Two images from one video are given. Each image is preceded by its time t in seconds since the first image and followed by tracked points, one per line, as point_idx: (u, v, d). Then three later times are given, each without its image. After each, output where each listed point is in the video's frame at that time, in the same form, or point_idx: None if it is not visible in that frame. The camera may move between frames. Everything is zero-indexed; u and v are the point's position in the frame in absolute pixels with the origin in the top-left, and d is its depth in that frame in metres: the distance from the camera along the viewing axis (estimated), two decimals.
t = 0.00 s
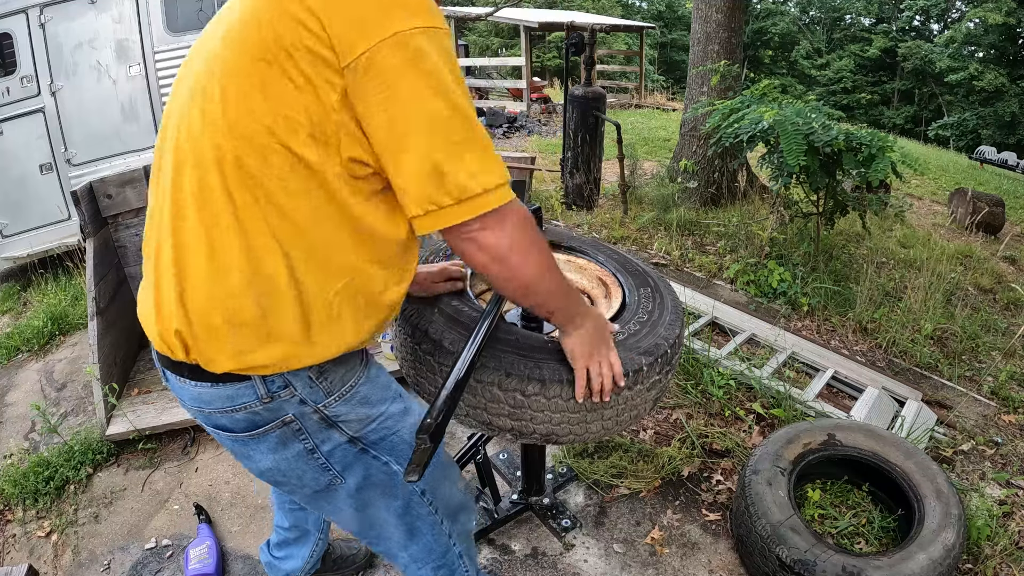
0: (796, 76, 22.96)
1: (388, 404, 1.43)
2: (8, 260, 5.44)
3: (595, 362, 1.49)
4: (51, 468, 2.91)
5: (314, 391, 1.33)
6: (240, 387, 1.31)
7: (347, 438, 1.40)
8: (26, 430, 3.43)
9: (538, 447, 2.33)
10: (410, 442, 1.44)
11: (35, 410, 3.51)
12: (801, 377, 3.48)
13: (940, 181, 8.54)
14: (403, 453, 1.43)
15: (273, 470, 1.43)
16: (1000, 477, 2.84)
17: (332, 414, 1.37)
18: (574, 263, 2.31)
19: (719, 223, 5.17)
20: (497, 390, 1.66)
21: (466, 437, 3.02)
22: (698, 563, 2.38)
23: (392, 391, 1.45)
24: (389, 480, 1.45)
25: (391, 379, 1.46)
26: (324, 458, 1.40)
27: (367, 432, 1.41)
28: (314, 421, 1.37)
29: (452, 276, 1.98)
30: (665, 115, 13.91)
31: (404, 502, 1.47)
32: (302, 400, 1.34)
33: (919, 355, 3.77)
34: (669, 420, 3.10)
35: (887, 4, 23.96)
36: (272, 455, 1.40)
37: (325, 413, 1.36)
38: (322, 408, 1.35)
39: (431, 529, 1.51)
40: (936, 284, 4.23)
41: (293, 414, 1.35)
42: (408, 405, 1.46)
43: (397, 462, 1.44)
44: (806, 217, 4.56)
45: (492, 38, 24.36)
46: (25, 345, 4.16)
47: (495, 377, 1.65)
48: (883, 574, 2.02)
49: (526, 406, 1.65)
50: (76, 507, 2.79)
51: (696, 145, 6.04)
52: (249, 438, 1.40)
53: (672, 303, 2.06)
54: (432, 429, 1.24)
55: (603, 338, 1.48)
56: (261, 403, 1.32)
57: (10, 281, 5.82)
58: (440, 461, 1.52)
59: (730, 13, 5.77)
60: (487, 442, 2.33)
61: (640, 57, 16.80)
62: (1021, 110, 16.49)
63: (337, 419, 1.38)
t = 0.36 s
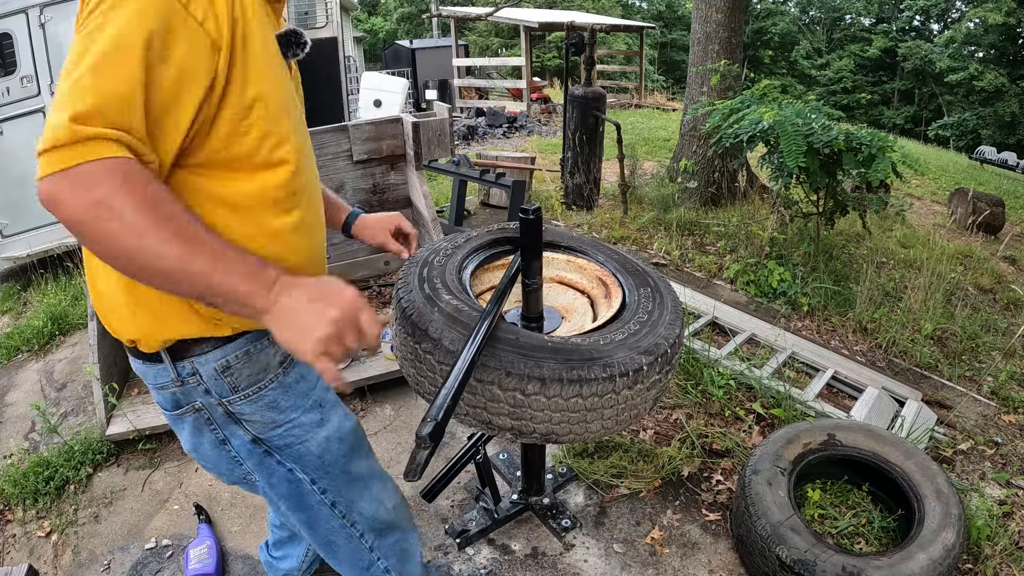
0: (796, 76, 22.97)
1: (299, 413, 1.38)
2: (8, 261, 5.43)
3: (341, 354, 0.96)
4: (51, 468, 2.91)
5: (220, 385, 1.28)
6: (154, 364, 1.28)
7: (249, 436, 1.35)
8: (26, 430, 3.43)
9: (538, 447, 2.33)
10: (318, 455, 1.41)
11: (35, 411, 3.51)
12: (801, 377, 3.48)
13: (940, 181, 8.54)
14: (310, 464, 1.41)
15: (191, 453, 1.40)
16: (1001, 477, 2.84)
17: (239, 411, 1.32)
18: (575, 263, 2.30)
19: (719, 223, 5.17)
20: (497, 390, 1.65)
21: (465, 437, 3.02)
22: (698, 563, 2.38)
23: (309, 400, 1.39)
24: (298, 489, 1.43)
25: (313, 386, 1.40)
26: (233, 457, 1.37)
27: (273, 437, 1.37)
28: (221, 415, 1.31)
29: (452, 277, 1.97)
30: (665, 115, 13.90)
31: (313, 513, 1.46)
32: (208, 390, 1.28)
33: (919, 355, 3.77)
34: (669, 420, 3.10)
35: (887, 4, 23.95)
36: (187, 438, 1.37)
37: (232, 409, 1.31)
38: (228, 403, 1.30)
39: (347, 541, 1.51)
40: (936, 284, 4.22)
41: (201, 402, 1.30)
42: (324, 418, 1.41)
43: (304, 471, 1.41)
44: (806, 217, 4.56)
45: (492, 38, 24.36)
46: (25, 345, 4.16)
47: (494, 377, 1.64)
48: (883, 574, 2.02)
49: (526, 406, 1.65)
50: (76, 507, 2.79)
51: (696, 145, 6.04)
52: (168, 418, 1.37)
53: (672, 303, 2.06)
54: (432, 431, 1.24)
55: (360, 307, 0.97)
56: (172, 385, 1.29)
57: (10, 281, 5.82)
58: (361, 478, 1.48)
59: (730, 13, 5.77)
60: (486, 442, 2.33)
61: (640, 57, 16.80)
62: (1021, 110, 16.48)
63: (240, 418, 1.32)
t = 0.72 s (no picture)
0: (796, 76, 22.97)
1: (259, 438, 1.42)
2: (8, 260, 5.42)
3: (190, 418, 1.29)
4: (51, 468, 2.91)
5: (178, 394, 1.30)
6: (116, 359, 1.31)
7: (205, 446, 1.39)
8: (26, 430, 3.43)
9: (538, 446, 2.33)
10: (268, 481, 1.46)
11: (36, 410, 3.52)
12: (801, 377, 3.48)
13: (940, 181, 8.53)
14: (259, 487, 1.46)
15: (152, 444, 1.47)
16: (1001, 477, 2.84)
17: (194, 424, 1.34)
18: (574, 263, 2.30)
19: (719, 224, 5.18)
20: (497, 390, 1.65)
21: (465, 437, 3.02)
22: (698, 563, 2.38)
23: (269, 426, 1.43)
24: (242, 504, 1.49)
25: (277, 412, 1.44)
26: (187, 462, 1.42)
27: (228, 456, 1.41)
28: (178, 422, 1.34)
29: (451, 277, 1.97)
30: (665, 115, 13.89)
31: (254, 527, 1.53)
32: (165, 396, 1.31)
33: (919, 355, 3.77)
34: (669, 420, 3.10)
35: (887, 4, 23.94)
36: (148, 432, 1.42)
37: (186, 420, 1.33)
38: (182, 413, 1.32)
39: (283, 560, 1.59)
40: (936, 284, 4.22)
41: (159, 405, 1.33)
42: (281, 447, 1.46)
43: (250, 491, 1.47)
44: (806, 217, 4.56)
45: (492, 38, 24.36)
46: (25, 345, 4.16)
47: (495, 377, 1.64)
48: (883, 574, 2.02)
49: (526, 406, 1.65)
50: (76, 507, 2.79)
51: (696, 145, 6.04)
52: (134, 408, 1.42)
53: (672, 303, 2.05)
54: (433, 431, 1.23)
55: (217, 383, 1.29)
56: (131, 384, 1.31)
57: (10, 280, 5.81)
58: (308, 505, 1.55)
59: (730, 13, 5.77)
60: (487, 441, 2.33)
61: (640, 58, 16.79)
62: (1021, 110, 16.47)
63: (200, 430, 1.35)
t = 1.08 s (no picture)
0: (796, 76, 22.98)
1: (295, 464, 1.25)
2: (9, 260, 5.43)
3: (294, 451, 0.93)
4: (51, 468, 2.92)
5: (206, 422, 1.16)
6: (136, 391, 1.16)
7: (235, 478, 1.22)
8: (26, 430, 3.43)
9: (538, 446, 2.32)
10: (306, 509, 1.29)
11: (36, 410, 3.52)
12: (801, 377, 3.48)
13: (940, 181, 8.54)
14: (295, 515, 1.28)
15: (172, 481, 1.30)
16: (1000, 477, 2.84)
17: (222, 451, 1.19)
18: (574, 263, 2.30)
19: (718, 224, 5.18)
20: (497, 389, 1.65)
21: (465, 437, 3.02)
22: (698, 563, 2.38)
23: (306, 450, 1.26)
24: (276, 536, 1.31)
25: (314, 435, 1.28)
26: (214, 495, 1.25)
27: (260, 485, 1.24)
28: (206, 453, 1.19)
29: (451, 278, 1.97)
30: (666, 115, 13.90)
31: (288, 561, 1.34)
32: (190, 426, 1.16)
33: (919, 355, 3.77)
34: (669, 420, 3.10)
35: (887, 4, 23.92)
36: (169, 468, 1.26)
37: (215, 448, 1.18)
38: (213, 443, 1.18)
39: None
40: (936, 284, 4.22)
41: (183, 437, 1.18)
42: (318, 472, 1.28)
43: (285, 521, 1.29)
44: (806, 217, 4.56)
45: (492, 38, 24.39)
46: (25, 345, 4.16)
47: (495, 376, 1.64)
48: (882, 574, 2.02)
49: (526, 406, 1.65)
50: (76, 507, 2.79)
51: (696, 145, 6.04)
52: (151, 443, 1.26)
53: (672, 303, 2.05)
54: (433, 430, 1.23)
55: (307, 387, 0.92)
56: (151, 415, 1.16)
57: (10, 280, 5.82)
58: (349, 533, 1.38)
59: (730, 13, 5.78)
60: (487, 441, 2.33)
61: (640, 58, 16.79)
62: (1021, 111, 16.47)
63: (227, 459, 1.20)
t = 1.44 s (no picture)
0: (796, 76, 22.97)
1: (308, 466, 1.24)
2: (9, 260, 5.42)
3: (294, 537, 0.95)
4: (51, 468, 2.91)
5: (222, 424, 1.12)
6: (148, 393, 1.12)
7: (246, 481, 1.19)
8: (26, 430, 3.43)
9: (539, 446, 2.32)
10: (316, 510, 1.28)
11: (36, 411, 3.51)
12: (801, 377, 3.48)
13: (940, 181, 8.53)
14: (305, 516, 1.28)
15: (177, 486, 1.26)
16: (1000, 477, 2.84)
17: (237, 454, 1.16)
18: (574, 263, 2.30)
19: (718, 224, 5.18)
20: (497, 389, 1.65)
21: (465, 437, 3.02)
22: (698, 563, 2.38)
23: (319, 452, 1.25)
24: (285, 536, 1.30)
25: (326, 438, 1.27)
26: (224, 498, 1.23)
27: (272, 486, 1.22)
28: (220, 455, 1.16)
29: (451, 278, 1.97)
30: (666, 116, 13.89)
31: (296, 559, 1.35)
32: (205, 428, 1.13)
33: (919, 355, 3.77)
34: (669, 420, 3.10)
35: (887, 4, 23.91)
36: (176, 472, 1.22)
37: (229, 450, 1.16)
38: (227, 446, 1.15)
39: None
40: (936, 284, 4.22)
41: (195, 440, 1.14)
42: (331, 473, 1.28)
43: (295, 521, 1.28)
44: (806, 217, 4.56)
45: (492, 38, 24.40)
46: (25, 345, 4.16)
47: (495, 376, 1.64)
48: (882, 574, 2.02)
49: (526, 406, 1.65)
50: (76, 507, 2.79)
51: (696, 145, 6.04)
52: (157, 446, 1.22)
53: (672, 303, 2.05)
54: (432, 429, 1.23)
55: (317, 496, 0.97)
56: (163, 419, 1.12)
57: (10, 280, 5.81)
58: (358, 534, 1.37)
59: (730, 13, 5.78)
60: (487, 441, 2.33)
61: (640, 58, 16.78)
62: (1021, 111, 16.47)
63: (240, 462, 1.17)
